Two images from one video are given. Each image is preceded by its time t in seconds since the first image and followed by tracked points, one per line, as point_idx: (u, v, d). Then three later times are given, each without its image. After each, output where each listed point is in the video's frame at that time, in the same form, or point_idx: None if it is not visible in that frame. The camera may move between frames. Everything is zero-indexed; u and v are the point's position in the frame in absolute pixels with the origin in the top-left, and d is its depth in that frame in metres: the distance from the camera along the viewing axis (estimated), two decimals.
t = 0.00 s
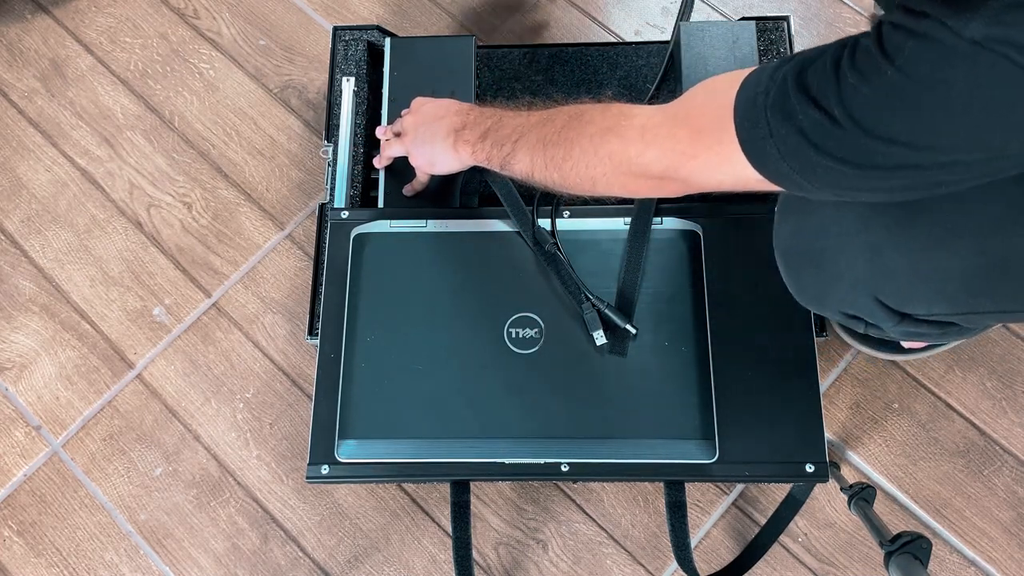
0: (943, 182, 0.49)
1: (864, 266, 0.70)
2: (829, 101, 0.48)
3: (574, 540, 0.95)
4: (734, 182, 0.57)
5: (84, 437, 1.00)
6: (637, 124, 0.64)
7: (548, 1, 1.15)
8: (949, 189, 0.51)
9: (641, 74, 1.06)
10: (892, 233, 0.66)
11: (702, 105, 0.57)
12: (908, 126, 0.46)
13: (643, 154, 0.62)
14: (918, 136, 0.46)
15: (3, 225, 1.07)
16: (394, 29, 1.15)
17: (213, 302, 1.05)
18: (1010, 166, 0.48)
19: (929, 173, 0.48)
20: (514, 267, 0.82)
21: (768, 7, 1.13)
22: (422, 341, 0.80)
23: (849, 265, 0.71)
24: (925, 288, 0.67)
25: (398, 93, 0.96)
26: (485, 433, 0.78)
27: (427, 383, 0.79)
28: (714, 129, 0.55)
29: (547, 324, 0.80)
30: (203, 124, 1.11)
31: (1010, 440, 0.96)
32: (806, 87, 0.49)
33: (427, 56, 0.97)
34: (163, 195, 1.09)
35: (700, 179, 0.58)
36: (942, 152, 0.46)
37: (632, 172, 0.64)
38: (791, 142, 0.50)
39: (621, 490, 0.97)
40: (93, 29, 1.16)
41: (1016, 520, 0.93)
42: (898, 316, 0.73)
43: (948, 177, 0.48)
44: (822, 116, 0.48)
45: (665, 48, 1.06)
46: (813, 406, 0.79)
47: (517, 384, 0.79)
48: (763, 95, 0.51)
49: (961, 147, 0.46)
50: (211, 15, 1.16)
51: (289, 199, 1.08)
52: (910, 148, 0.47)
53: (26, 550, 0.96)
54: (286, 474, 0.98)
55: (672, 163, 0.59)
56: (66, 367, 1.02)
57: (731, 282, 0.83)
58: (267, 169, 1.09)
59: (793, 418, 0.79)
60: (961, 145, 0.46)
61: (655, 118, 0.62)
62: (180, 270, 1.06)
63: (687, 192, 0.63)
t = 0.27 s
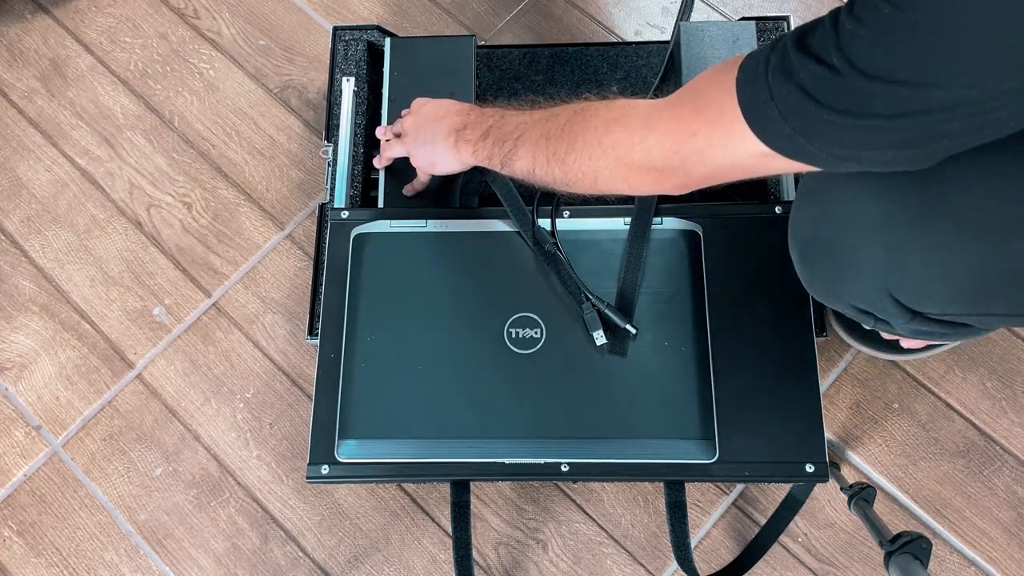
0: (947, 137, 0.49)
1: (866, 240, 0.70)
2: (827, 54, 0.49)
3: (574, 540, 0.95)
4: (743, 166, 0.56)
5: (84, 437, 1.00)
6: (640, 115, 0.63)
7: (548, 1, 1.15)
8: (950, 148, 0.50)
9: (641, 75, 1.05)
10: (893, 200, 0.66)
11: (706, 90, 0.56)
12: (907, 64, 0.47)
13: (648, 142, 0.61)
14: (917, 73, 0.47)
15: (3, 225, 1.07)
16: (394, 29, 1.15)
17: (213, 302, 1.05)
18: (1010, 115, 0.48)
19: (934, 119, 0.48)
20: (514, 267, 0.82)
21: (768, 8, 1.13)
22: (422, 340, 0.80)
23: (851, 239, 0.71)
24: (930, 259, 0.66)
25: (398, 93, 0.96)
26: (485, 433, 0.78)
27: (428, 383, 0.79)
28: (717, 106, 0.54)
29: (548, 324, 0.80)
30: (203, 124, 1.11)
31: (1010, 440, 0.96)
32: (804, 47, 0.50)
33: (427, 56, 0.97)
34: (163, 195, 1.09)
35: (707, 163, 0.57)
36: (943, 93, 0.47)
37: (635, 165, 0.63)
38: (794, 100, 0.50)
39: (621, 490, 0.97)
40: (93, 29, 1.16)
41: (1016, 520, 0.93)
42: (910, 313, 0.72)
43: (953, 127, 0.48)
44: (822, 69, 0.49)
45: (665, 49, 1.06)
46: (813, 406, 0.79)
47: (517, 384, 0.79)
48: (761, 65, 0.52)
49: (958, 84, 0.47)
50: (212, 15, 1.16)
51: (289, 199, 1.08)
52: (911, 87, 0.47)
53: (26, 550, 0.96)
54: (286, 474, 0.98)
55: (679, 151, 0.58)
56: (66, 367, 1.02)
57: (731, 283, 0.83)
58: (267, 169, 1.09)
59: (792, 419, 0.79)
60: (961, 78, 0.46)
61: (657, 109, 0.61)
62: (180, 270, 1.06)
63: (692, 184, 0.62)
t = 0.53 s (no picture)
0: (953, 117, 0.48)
1: (861, 235, 0.69)
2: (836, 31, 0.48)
3: (574, 540, 0.95)
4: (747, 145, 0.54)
5: (84, 437, 1.00)
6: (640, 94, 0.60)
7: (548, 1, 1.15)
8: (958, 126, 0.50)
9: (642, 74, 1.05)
10: (888, 195, 0.66)
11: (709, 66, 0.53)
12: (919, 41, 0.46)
13: (648, 124, 0.58)
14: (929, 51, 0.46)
15: (3, 225, 1.07)
16: (394, 29, 1.15)
17: (213, 302, 1.05)
18: (1016, 95, 0.47)
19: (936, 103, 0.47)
20: (514, 267, 0.82)
21: (769, 8, 1.13)
22: (422, 341, 0.80)
23: (847, 236, 0.70)
24: (927, 257, 0.65)
25: (398, 93, 0.96)
26: (485, 433, 0.78)
27: (428, 383, 0.79)
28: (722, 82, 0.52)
29: (548, 324, 0.80)
30: (203, 123, 1.11)
31: (1010, 440, 0.96)
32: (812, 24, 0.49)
33: (427, 56, 0.97)
34: (163, 195, 1.09)
35: (710, 144, 0.55)
36: (951, 74, 0.46)
37: (635, 149, 0.60)
38: (801, 78, 0.48)
39: (621, 490, 0.97)
40: (93, 29, 1.16)
41: (1016, 520, 0.93)
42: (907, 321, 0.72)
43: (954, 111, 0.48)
44: (832, 46, 0.47)
45: (665, 49, 1.06)
46: (813, 406, 0.79)
47: (517, 384, 0.79)
48: (767, 43, 0.50)
49: (966, 66, 0.46)
50: (212, 15, 1.16)
51: (289, 199, 1.08)
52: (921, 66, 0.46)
53: (26, 550, 0.96)
54: (286, 474, 0.98)
55: (680, 132, 0.55)
56: (66, 367, 1.02)
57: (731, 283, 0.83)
58: (267, 169, 1.09)
59: (793, 419, 0.79)
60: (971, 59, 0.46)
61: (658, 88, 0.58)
62: (180, 270, 1.06)
63: (696, 167, 0.59)
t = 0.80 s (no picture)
0: None
1: (804, 245, 0.64)
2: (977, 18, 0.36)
3: (574, 540, 0.95)
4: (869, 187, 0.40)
5: (84, 437, 1.00)
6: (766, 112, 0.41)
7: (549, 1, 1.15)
8: None
9: (642, 74, 1.05)
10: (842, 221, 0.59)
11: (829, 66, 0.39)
12: None
13: (783, 147, 0.40)
14: None
15: (3, 225, 1.07)
16: (394, 29, 1.15)
17: (213, 302, 1.05)
18: None
19: (997, 144, 0.37)
20: (514, 267, 0.82)
21: (769, 8, 1.13)
22: (422, 341, 0.80)
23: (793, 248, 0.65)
24: (902, 272, 0.59)
25: (398, 93, 0.96)
26: (485, 434, 0.78)
27: (428, 384, 0.79)
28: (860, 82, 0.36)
29: (547, 324, 0.80)
30: (203, 124, 1.11)
31: (1010, 440, 0.96)
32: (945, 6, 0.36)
33: (427, 56, 0.97)
34: (163, 195, 1.09)
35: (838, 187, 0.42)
36: None
37: (752, 180, 0.43)
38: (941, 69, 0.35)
39: (621, 490, 0.97)
40: (93, 29, 1.16)
41: (1016, 520, 0.93)
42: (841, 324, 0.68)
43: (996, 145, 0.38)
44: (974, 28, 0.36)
45: (665, 48, 1.06)
46: (813, 407, 0.79)
47: (518, 384, 0.79)
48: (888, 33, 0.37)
49: None
50: (212, 15, 1.16)
51: (290, 199, 1.08)
52: None
53: (26, 550, 0.96)
54: (286, 474, 0.98)
55: (822, 159, 0.39)
56: (66, 367, 1.02)
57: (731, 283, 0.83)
58: (267, 169, 1.09)
59: (793, 419, 0.79)
60: None
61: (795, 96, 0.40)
62: (180, 270, 1.06)
63: (840, 203, 0.43)
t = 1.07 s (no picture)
0: None
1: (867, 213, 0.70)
2: None
3: (574, 540, 0.95)
4: None
5: (84, 437, 1.00)
6: None
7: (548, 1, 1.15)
8: None
9: (642, 74, 1.05)
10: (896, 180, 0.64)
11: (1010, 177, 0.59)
12: None
13: None
14: None
15: (3, 225, 1.07)
16: (394, 29, 1.15)
17: (213, 302, 1.05)
18: None
19: None
20: (514, 267, 0.82)
21: (768, 8, 1.13)
22: (422, 341, 0.80)
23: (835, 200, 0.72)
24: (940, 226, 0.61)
25: (398, 93, 0.96)
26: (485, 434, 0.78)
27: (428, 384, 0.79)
28: None
29: (547, 324, 0.80)
30: (203, 124, 1.11)
31: (1010, 440, 0.96)
32: None
33: (427, 55, 0.97)
34: (163, 195, 1.09)
35: None
36: None
37: None
38: None
39: (621, 490, 0.97)
40: (93, 29, 1.16)
41: (1016, 520, 0.93)
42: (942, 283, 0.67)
43: None
44: None
45: (665, 49, 1.06)
46: (813, 407, 0.79)
47: (517, 384, 0.79)
48: None
49: None
50: (211, 15, 1.16)
51: (289, 199, 1.08)
52: None
53: (26, 550, 0.96)
54: (286, 474, 0.98)
55: None
56: (65, 367, 1.02)
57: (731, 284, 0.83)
58: (267, 169, 1.09)
59: (792, 419, 0.79)
60: None
61: None
62: (180, 270, 1.06)
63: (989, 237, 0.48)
